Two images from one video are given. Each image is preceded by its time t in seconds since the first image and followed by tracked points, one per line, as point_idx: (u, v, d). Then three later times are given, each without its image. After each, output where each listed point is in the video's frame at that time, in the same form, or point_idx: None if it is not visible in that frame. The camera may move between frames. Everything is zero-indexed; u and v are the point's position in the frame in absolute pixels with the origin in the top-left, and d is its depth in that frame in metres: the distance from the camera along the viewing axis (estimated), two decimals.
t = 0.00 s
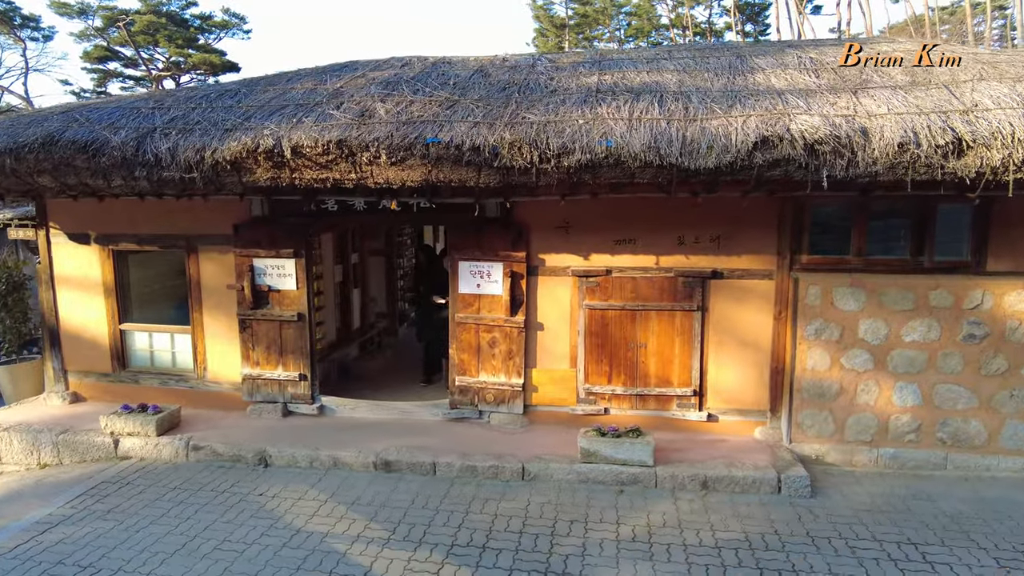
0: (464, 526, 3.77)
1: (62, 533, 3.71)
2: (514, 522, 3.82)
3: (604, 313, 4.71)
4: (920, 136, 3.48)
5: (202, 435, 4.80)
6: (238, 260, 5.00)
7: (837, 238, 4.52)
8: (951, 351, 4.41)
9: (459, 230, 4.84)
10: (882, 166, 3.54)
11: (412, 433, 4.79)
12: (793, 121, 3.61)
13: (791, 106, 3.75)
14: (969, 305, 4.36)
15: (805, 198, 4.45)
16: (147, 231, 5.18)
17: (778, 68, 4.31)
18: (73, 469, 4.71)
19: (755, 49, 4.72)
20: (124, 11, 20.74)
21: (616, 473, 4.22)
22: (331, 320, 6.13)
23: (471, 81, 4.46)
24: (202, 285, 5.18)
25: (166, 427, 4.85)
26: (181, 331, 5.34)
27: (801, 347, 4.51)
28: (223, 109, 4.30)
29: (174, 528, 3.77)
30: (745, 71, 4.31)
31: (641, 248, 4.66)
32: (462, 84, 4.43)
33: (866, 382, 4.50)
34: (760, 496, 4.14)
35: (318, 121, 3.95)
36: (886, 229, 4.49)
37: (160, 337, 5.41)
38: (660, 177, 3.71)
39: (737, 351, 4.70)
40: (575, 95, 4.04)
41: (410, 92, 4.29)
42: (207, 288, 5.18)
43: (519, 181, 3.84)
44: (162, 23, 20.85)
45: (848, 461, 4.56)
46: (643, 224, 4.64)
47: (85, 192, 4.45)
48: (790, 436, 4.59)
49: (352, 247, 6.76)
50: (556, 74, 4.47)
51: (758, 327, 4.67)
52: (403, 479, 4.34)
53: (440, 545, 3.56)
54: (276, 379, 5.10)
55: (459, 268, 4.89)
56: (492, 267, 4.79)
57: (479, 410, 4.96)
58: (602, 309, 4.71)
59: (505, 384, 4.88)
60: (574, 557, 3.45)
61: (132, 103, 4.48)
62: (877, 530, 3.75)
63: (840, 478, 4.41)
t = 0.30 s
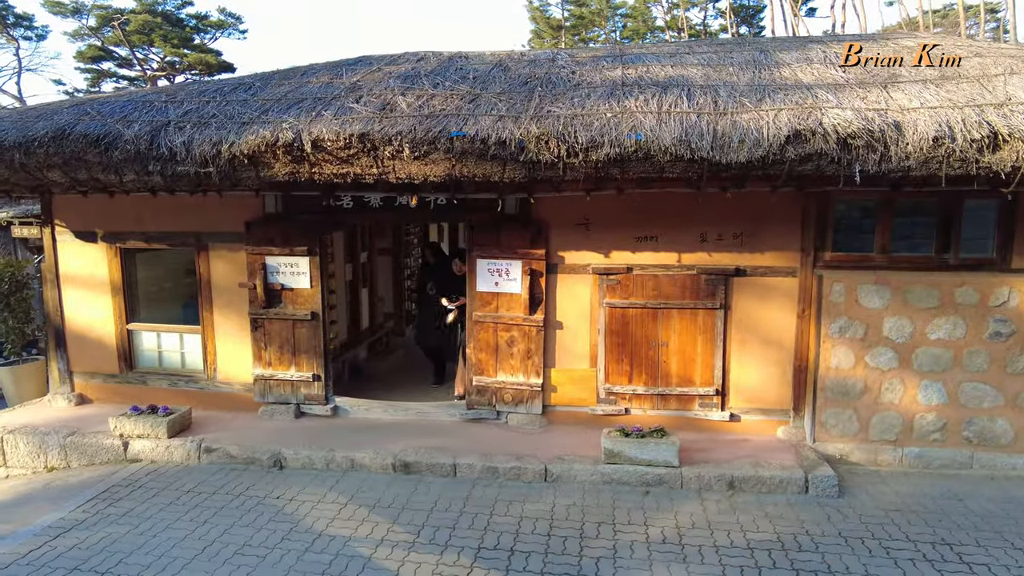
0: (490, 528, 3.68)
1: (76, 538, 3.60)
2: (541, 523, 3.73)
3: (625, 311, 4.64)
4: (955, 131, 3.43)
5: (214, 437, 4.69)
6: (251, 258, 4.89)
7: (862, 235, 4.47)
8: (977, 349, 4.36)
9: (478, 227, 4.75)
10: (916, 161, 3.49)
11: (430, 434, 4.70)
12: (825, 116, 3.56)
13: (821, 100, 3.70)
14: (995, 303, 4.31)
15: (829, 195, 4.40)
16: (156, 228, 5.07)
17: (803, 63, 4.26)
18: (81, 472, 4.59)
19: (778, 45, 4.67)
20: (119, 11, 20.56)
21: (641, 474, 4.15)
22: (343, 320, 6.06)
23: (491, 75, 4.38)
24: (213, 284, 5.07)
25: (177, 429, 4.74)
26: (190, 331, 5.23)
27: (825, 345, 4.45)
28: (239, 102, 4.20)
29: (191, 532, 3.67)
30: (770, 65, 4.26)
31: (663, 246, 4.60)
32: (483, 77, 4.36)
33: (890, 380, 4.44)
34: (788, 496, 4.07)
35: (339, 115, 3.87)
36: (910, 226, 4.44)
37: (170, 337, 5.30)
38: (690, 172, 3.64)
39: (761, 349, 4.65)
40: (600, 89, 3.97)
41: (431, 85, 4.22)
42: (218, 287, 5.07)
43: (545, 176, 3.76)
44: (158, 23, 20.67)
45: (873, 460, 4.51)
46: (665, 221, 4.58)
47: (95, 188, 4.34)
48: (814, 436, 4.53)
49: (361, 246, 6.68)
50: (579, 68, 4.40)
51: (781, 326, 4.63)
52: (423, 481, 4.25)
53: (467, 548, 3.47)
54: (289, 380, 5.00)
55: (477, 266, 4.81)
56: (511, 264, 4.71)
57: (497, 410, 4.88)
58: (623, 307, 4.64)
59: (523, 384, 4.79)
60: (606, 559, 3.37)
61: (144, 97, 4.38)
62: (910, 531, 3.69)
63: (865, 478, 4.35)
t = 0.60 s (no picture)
0: (521, 520, 3.66)
1: (104, 531, 3.57)
2: (572, 516, 3.71)
3: (648, 304, 4.63)
4: (987, 121, 3.44)
5: (236, 432, 4.66)
6: (271, 251, 4.87)
7: (886, 229, 4.47)
8: (1002, 342, 4.36)
9: (501, 221, 4.74)
10: (947, 152, 3.49)
11: (453, 428, 4.68)
12: (856, 107, 3.56)
13: (851, 92, 3.71)
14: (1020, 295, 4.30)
15: (854, 188, 4.40)
16: (175, 223, 5.04)
17: (829, 57, 4.27)
18: (102, 467, 4.56)
19: (801, 39, 4.68)
20: (120, 11, 20.51)
21: (668, 467, 4.14)
22: (359, 315, 6.05)
23: (517, 68, 4.38)
24: (232, 278, 5.04)
25: (197, 424, 4.71)
26: (209, 326, 5.21)
27: (850, 338, 4.45)
28: (264, 94, 4.19)
29: (220, 525, 3.64)
30: (796, 59, 4.27)
31: (687, 239, 4.60)
32: (508, 70, 4.35)
33: (915, 373, 4.44)
34: (816, 488, 4.06)
35: (367, 106, 3.85)
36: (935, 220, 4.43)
37: (188, 333, 5.27)
38: (721, 163, 3.64)
39: (784, 343, 4.66)
40: (628, 81, 3.97)
41: (458, 78, 4.21)
42: (238, 281, 5.04)
43: (575, 167, 3.75)
44: (159, 24, 20.62)
45: (897, 453, 4.50)
46: (689, 214, 4.57)
47: (119, 180, 4.31)
48: (838, 429, 4.53)
49: (376, 242, 6.68)
50: (604, 61, 4.40)
51: (805, 319, 4.63)
52: (449, 475, 4.23)
53: (499, 540, 3.45)
54: (309, 374, 4.97)
55: (499, 260, 4.79)
56: (534, 258, 4.69)
57: (519, 404, 4.86)
58: (647, 301, 4.63)
59: (546, 378, 4.78)
60: (640, 550, 3.36)
61: (168, 89, 4.36)
62: (941, 522, 3.69)
63: (891, 471, 4.35)
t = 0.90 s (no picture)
0: (552, 519, 3.64)
1: (131, 531, 3.53)
2: (602, 515, 3.69)
3: (672, 303, 4.61)
4: (1019, 118, 3.43)
5: (257, 432, 4.63)
6: (292, 250, 4.84)
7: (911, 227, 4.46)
8: None
9: (523, 219, 4.72)
10: (979, 149, 3.48)
11: (476, 428, 4.65)
12: (887, 104, 3.56)
13: (881, 89, 3.70)
14: None
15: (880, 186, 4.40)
16: (194, 221, 5.01)
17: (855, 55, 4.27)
18: (122, 467, 4.52)
19: (824, 38, 4.69)
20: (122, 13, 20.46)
21: (695, 465, 4.12)
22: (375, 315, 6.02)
23: (542, 65, 4.37)
24: (252, 277, 5.01)
25: (217, 424, 4.67)
26: (227, 325, 5.18)
27: (874, 336, 4.44)
28: (289, 91, 4.17)
29: (248, 525, 3.61)
30: (822, 57, 4.27)
31: (711, 238, 4.59)
32: (534, 68, 4.34)
33: (939, 371, 4.43)
34: (843, 487, 4.05)
35: (395, 103, 3.83)
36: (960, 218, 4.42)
37: (206, 332, 5.24)
38: (752, 161, 3.63)
39: (808, 341, 4.65)
40: (657, 78, 3.96)
41: (484, 75, 4.20)
42: (257, 280, 5.01)
43: (604, 164, 3.73)
44: (161, 25, 20.57)
45: (921, 451, 4.49)
46: (713, 212, 4.56)
47: (141, 178, 4.28)
48: (862, 427, 4.52)
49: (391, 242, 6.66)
50: (630, 58, 4.40)
51: (829, 318, 4.62)
52: (474, 474, 4.21)
53: (531, 539, 3.43)
54: (329, 373, 4.94)
55: (521, 258, 4.77)
56: (556, 256, 4.68)
57: (541, 404, 4.84)
58: (670, 299, 4.61)
59: (568, 377, 4.76)
60: (674, 549, 3.34)
61: (191, 86, 4.33)
62: (972, 520, 3.68)
63: (917, 469, 4.34)
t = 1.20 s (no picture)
0: (584, 515, 3.58)
1: (156, 529, 3.47)
2: (634, 511, 3.63)
3: (697, 298, 4.56)
4: None
5: (277, 429, 4.56)
6: (312, 245, 4.79)
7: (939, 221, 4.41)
8: None
9: (546, 214, 4.67)
10: (1016, 140, 3.44)
11: (499, 424, 4.60)
12: (923, 95, 3.52)
13: (915, 81, 3.67)
14: None
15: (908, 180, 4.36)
16: (212, 216, 4.95)
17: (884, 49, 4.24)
18: (141, 465, 4.45)
19: (850, 32, 4.65)
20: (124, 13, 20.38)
21: (725, 461, 4.07)
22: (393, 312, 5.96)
23: (567, 58, 4.32)
24: (270, 273, 4.95)
25: (236, 421, 4.61)
26: (245, 322, 5.11)
27: (902, 331, 4.39)
28: (313, 83, 4.12)
29: (274, 522, 3.54)
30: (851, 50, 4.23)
31: (737, 232, 4.54)
32: (560, 60, 4.30)
33: (968, 366, 4.38)
34: (875, 483, 4.00)
35: (422, 94, 3.78)
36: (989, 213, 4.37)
37: (223, 329, 5.17)
38: (785, 152, 3.59)
39: (834, 337, 4.61)
40: (687, 70, 3.92)
41: (510, 67, 4.15)
42: (276, 276, 4.95)
43: (636, 156, 3.68)
44: (163, 26, 20.50)
45: (950, 447, 4.44)
46: (739, 206, 4.52)
47: (162, 171, 4.22)
48: (890, 423, 4.47)
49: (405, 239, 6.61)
50: (656, 51, 4.35)
51: (855, 313, 4.58)
52: (500, 471, 4.15)
53: (565, 536, 3.37)
54: (349, 370, 4.88)
55: (544, 253, 4.72)
56: (580, 252, 4.62)
57: (564, 400, 4.79)
58: (695, 295, 4.56)
59: (591, 373, 4.71)
60: (711, 545, 3.28)
61: (212, 78, 4.28)
62: (1009, 516, 3.62)
63: (947, 465, 4.29)
